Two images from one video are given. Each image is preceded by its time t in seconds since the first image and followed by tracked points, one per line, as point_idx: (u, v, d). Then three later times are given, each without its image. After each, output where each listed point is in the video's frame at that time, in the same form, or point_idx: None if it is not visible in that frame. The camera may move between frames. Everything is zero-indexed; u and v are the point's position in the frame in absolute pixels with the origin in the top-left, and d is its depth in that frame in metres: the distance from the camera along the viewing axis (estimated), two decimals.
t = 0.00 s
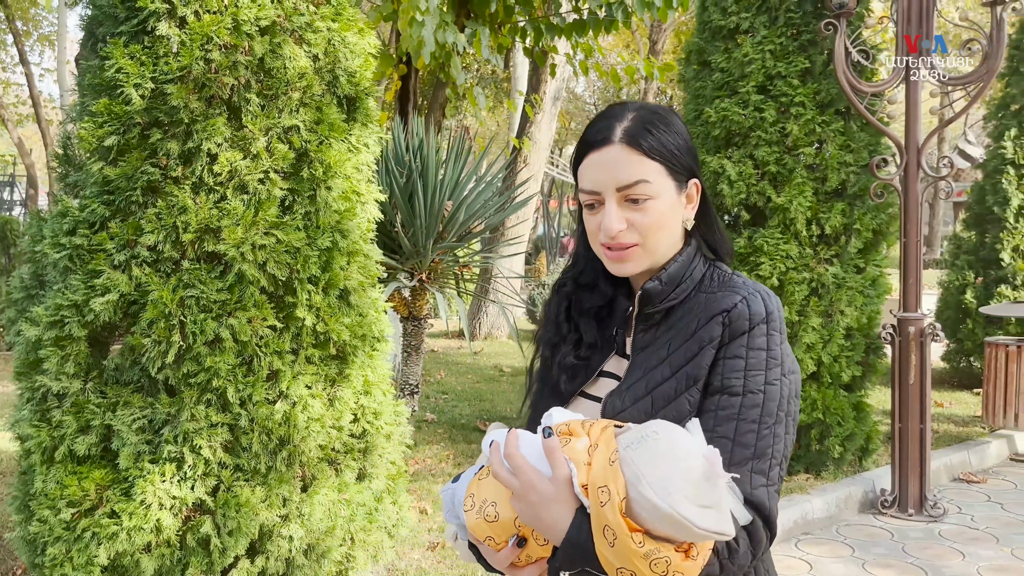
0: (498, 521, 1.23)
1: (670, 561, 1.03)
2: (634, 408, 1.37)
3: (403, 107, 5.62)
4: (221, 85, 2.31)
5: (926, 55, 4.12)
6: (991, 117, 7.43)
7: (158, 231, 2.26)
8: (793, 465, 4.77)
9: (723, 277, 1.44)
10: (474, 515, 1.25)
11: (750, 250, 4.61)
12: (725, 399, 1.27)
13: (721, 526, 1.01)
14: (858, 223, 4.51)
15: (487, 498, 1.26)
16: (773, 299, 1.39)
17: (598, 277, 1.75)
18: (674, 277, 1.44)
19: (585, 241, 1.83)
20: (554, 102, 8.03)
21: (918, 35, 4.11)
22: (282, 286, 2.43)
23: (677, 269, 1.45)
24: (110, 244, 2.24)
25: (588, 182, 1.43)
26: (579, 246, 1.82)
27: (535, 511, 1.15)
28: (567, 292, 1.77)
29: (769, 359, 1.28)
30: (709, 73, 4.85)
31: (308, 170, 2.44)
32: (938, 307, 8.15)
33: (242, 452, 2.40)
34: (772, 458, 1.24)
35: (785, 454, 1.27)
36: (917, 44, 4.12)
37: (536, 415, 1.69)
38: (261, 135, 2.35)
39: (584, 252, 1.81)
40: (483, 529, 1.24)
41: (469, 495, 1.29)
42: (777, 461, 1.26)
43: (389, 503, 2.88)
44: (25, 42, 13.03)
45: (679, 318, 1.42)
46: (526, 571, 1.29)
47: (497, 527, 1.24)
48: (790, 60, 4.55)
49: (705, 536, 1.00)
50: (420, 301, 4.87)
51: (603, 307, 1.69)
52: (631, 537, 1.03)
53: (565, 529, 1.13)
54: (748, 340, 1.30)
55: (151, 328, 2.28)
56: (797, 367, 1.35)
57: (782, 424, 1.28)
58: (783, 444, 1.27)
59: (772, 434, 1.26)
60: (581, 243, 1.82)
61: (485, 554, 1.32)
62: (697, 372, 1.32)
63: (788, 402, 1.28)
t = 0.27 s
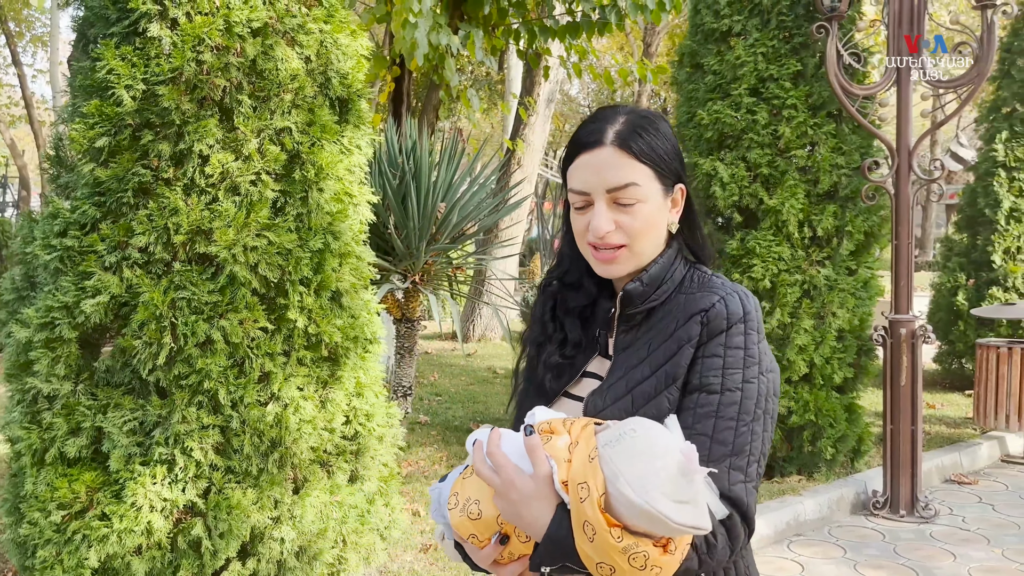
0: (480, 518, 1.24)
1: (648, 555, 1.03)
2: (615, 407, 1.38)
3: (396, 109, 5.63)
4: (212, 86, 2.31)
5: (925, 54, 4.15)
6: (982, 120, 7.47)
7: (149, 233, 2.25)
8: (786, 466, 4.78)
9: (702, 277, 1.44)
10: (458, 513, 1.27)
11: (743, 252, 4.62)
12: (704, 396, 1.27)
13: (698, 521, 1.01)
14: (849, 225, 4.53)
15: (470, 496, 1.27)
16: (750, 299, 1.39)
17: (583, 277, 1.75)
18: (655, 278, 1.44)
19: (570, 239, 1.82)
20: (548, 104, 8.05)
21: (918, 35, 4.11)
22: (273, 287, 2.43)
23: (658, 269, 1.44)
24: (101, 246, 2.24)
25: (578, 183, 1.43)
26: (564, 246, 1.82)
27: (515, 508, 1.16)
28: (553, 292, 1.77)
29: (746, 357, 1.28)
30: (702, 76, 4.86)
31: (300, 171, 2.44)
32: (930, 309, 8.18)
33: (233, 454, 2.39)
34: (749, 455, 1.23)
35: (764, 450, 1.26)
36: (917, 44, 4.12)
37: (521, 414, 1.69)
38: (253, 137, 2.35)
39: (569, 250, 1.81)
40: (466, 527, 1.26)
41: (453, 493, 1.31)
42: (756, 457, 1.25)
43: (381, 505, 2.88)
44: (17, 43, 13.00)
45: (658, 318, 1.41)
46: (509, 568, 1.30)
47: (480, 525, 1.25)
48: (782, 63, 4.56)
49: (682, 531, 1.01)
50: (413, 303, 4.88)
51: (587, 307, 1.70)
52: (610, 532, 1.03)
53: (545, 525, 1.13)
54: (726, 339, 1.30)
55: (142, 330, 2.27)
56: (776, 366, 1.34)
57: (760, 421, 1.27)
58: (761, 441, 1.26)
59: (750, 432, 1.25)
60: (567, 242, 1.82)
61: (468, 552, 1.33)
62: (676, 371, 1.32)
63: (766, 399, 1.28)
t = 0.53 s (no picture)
0: (464, 509, 1.25)
1: (632, 537, 1.08)
2: (593, 399, 1.38)
3: (393, 110, 5.63)
4: (209, 88, 2.31)
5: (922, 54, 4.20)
6: (978, 123, 7.49)
7: (146, 235, 2.25)
8: (782, 468, 4.78)
9: (673, 274, 1.47)
10: (442, 505, 1.27)
11: (739, 254, 4.63)
12: (678, 387, 1.28)
13: (678, 504, 1.06)
14: (845, 228, 4.54)
15: (454, 488, 1.28)
16: (720, 295, 1.41)
17: (558, 273, 1.75)
18: (629, 275, 1.46)
19: (544, 237, 1.82)
20: (545, 106, 8.06)
21: (917, 35, 4.14)
22: (270, 289, 2.42)
23: (632, 267, 1.46)
24: (97, 247, 2.24)
25: (564, 175, 1.46)
26: (539, 245, 1.82)
27: (500, 498, 1.17)
28: (528, 290, 1.77)
29: (718, 349, 1.29)
30: (698, 78, 4.87)
31: (297, 174, 2.44)
32: (926, 311, 8.19)
33: (229, 456, 2.39)
34: (723, 443, 1.23)
35: (736, 438, 1.27)
36: (916, 44, 4.16)
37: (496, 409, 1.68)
38: (249, 139, 2.35)
39: (543, 248, 1.80)
40: (450, 519, 1.26)
41: (435, 486, 1.31)
42: (728, 445, 1.25)
43: (377, 507, 2.88)
44: (14, 44, 12.99)
45: (632, 314, 1.43)
46: (493, 557, 1.31)
47: (463, 516, 1.26)
48: (778, 66, 4.58)
49: (664, 514, 1.05)
50: (409, 305, 4.87)
51: (563, 304, 1.70)
52: (595, 516, 1.07)
53: (530, 514, 1.16)
54: (698, 332, 1.32)
55: (138, 332, 2.27)
56: (745, 358, 1.36)
57: (732, 411, 1.28)
58: (733, 430, 1.27)
59: (723, 421, 1.26)
60: (541, 241, 1.82)
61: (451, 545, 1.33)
62: (652, 363, 1.33)
63: (738, 390, 1.29)
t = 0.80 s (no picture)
0: (462, 503, 1.26)
1: (632, 528, 1.10)
2: (583, 394, 1.41)
3: (394, 112, 5.64)
4: (210, 90, 2.31)
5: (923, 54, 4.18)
6: (978, 125, 7.50)
7: (146, 236, 2.25)
8: (782, 470, 4.78)
9: (656, 273, 1.50)
10: (439, 500, 1.28)
11: (740, 256, 4.63)
12: (665, 382, 1.31)
13: (676, 494, 1.09)
14: (846, 229, 4.55)
15: (451, 483, 1.28)
16: (703, 294, 1.45)
17: (545, 270, 1.75)
18: (615, 272, 1.48)
19: (529, 236, 1.81)
20: (545, 107, 8.07)
21: (917, 35, 4.14)
22: (270, 291, 2.43)
23: (618, 265, 1.49)
24: (98, 249, 2.24)
25: (555, 171, 1.47)
26: (526, 243, 1.81)
27: (500, 492, 1.19)
28: (514, 286, 1.76)
29: (702, 345, 1.33)
30: (699, 80, 4.87)
31: (297, 175, 2.44)
32: (926, 313, 8.19)
33: (230, 457, 2.39)
34: (708, 434, 1.26)
35: (720, 430, 1.30)
36: (917, 44, 4.15)
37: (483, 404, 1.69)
38: (250, 140, 2.35)
39: (530, 248, 1.80)
40: (448, 512, 1.27)
41: (431, 481, 1.31)
42: (712, 436, 1.28)
43: (377, 508, 2.88)
44: (15, 46, 13.00)
45: (619, 312, 1.46)
46: (488, 547, 1.34)
47: (462, 510, 1.27)
48: (779, 67, 4.58)
49: (662, 504, 1.08)
50: (410, 306, 4.86)
51: (549, 299, 1.68)
52: (596, 508, 1.09)
53: (530, 507, 1.17)
54: (683, 329, 1.36)
55: (139, 333, 2.27)
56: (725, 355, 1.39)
57: (716, 404, 1.31)
58: (718, 423, 1.30)
59: (707, 413, 1.29)
60: (528, 239, 1.80)
61: (445, 536, 1.34)
62: (640, 359, 1.37)
63: (721, 384, 1.33)
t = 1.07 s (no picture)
0: (467, 499, 1.26)
1: (631, 521, 1.12)
2: (580, 393, 1.42)
3: (396, 113, 5.65)
4: (212, 90, 2.31)
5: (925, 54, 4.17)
6: (981, 125, 7.49)
7: (149, 236, 2.25)
8: (785, 471, 4.77)
9: (649, 273, 1.50)
10: (444, 496, 1.27)
11: (743, 257, 4.62)
12: (659, 380, 1.33)
13: (673, 490, 1.11)
14: (849, 230, 4.54)
15: (455, 479, 1.27)
16: (694, 294, 1.45)
17: (540, 273, 1.72)
18: (609, 274, 1.48)
19: (524, 240, 1.79)
20: (547, 108, 8.06)
21: (918, 35, 4.14)
22: (273, 291, 2.43)
23: (612, 266, 1.49)
24: (101, 249, 2.24)
25: (548, 182, 1.48)
26: (520, 245, 1.79)
27: (505, 489, 1.18)
28: (510, 289, 1.74)
29: (695, 345, 1.34)
30: (701, 80, 4.87)
31: (300, 175, 2.44)
32: (930, 314, 8.17)
33: (232, 458, 2.39)
34: (701, 429, 1.28)
35: (711, 425, 1.32)
36: (917, 44, 4.15)
37: (482, 404, 1.68)
38: (253, 140, 2.35)
39: (526, 253, 1.77)
40: (453, 508, 1.27)
41: (435, 478, 1.31)
42: (705, 431, 1.31)
43: (380, 509, 2.88)
44: (18, 46, 13.03)
45: (613, 313, 1.46)
46: (492, 540, 1.34)
47: (466, 505, 1.26)
48: (782, 68, 4.57)
49: (661, 499, 1.10)
50: (412, 307, 4.83)
51: (545, 301, 1.67)
52: (597, 504, 1.11)
53: (534, 503, 1.18)
54: (677, 329, 1.36)
55: (142, 333, 2.27)
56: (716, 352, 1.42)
57: (707, 400, 1.33)
58: (709, 419, 1.32)
59: (700, 410, 1.31)
60: (523, 242, 1.78)
61: (448, 530, 1.34)
62: (635, 359, 1.38)
63: (711, 380, 1.35)
